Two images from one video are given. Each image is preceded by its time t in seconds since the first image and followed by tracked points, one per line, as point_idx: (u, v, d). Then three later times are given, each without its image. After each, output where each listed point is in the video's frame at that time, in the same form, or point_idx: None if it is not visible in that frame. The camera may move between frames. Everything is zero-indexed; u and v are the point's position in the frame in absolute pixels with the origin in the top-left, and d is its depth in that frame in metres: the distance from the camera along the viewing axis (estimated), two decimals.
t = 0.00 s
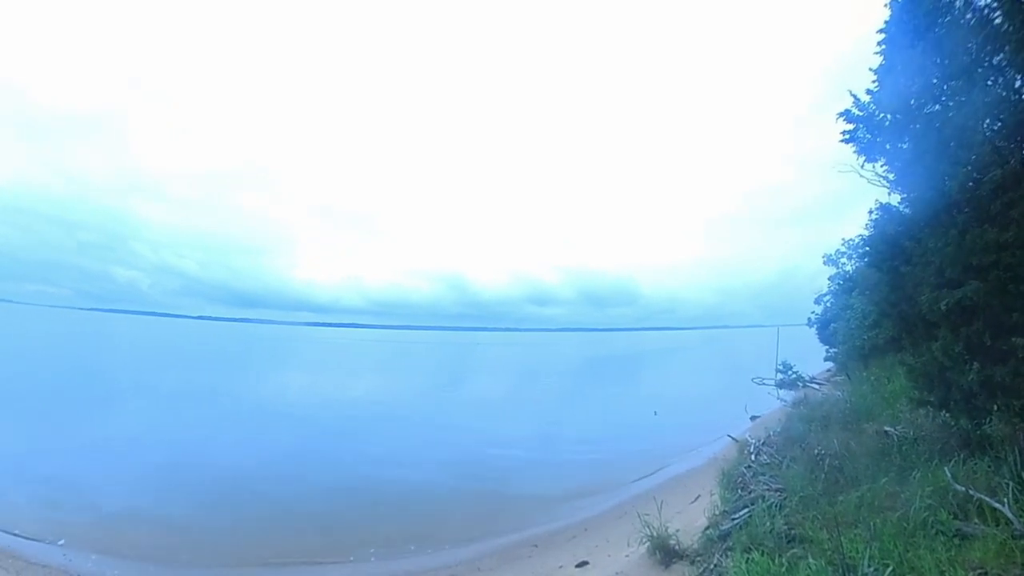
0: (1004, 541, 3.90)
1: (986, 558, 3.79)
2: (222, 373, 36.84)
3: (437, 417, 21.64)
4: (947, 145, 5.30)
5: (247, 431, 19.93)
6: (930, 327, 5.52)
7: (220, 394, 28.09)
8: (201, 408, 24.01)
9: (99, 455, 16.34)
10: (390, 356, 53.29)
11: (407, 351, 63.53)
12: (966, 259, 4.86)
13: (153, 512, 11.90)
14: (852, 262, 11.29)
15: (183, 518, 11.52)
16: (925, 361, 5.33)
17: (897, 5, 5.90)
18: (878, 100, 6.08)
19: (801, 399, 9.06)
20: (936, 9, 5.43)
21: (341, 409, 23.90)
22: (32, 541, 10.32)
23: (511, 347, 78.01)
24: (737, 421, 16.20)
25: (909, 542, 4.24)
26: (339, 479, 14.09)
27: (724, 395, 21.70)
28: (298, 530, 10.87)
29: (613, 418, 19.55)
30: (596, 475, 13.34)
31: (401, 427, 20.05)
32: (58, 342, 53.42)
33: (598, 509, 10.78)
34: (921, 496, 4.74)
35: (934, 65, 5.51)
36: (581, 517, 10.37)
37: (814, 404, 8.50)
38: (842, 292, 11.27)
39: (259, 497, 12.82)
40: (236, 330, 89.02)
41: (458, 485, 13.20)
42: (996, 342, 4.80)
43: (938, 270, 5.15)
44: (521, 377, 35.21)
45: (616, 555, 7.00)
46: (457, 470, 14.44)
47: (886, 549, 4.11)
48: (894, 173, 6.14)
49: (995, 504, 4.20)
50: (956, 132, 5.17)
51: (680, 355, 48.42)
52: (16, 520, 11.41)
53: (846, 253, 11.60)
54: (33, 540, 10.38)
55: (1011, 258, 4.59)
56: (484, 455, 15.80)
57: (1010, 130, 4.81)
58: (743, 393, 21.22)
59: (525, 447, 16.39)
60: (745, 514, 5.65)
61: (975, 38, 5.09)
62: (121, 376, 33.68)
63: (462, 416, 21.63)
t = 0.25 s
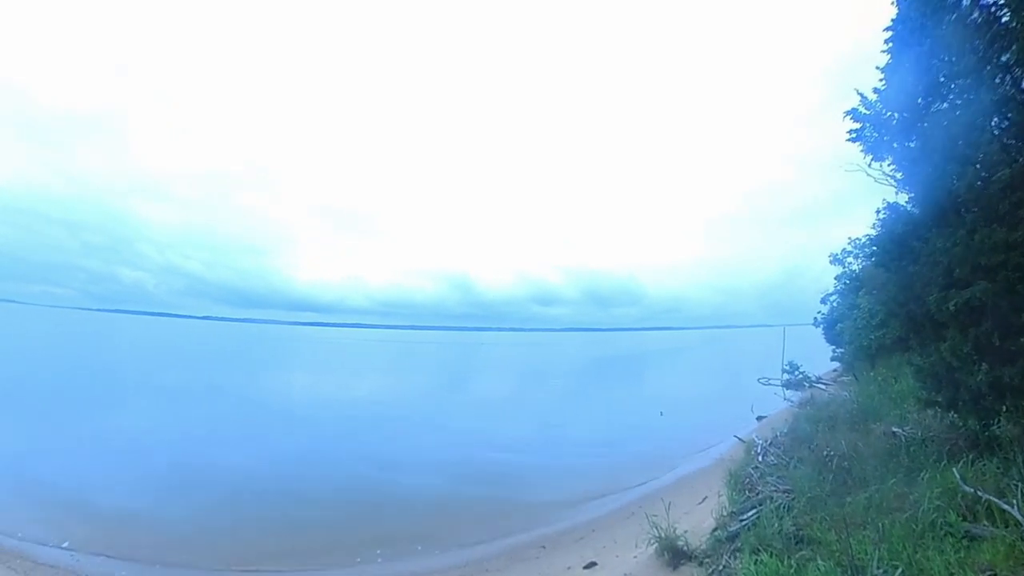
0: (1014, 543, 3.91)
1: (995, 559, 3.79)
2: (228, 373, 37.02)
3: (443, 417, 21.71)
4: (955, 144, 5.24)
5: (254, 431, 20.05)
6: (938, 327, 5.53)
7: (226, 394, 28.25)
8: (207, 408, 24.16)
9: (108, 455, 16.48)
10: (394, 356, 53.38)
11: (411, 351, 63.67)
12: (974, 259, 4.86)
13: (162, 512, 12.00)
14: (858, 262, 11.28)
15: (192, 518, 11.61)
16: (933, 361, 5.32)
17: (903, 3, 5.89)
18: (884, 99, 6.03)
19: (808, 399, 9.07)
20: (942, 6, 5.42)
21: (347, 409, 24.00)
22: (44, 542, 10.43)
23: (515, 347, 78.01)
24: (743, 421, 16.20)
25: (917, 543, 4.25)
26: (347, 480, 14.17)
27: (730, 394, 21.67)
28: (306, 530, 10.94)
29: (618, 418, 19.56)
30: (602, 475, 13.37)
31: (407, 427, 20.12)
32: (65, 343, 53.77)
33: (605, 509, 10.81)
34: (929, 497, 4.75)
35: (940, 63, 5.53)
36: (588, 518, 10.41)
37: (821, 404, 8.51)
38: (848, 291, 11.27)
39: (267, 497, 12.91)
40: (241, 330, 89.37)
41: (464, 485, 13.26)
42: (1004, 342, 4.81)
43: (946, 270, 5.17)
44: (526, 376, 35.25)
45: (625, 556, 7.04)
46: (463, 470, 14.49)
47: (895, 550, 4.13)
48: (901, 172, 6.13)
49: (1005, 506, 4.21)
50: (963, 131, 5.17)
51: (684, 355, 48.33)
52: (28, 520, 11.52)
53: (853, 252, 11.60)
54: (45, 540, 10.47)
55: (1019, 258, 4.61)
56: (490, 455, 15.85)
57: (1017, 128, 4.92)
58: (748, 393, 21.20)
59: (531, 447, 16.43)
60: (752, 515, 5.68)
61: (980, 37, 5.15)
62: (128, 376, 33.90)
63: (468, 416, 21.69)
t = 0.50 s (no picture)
0: None
1: (1004, 560, 3.78)
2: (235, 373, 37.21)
3: (450, 417, 21.80)
4: (965, 143, 5.25)
5: (262, 431, 20.20)
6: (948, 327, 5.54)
7: (234, 394, 28.44)
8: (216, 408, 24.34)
9: (119, 456, 16.65)
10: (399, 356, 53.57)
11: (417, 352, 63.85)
12: (984, 259, 4.88)
13: (174, 512, 12.14)
14: (866, 261, 11.27)
15: (203, 518, 11.73)
16: (942, 362, 5.33)
17: None
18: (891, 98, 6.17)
19: (816, 399, 9.08)
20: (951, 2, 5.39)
21: (355, 409, 24.13)
22: (59, 541, 10.58)
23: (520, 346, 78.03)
24: (750, 421, 16.20)
25: (926, 545, 4.26)
26: (355, 479, 14.29)
27: (736, 395, 21.63)
28: (316, 530, 11.05)
29: (625, 418, 19.58)
30: (609, 475, 13.42)
31: (414, 427, 20.23)
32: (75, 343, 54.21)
33: (613, 509, 10.84)
34: (938, 499, 4.76)
35: (949, 60, 5.55)
36: (596, 518, 10.46)
37: (829, 404, 8.51)
38: (856, 290, 11.26)
39: (276, 497, 13.02)
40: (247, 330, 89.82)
41: (472, 485, 13.33)
42: (1015, 342, 4.81)
43: (955, 269, 5.19)
44: (531, 376, 35.31)
45: (633, 556, 7.08)
46: (471, 470, 14.57)
47: (904, 552, 4.15)
48: (910, 170, 6.21)
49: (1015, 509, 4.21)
50: (972, 129, 5.17)
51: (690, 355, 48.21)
52: (42, 519, 11.68)
53: (860, 251, 11.59)
54: (60, 540, 10.63)
55: None
56: (498, 455, 15.92)
57: None
58: (756, 393, 21.16)
59: (538, 447, 16.49)
60: (761, 516, 5.70)
61: (990, 34, 5.10)
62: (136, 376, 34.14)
63: (474, 416, 21.78)
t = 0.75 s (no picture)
0: None
1: (1013, 562, 3.79)
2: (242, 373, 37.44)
3: (456, 417, 21.87)
4: (973, 140, 5.26)
5: (270, 431, 20.35)
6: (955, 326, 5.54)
7: (242, 394, 28.63)
8: (224, 408, 24.51)
9: (128, 455, 16.81)
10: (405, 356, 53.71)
11: (422, 352, 63.95)
12: (992, 258, 4.88)
13: (184, 511, 12.25)
14: (873, 260, 11.23)
15: (213, 518, 11.83)
16: (950, 362, 5.34)
17: None
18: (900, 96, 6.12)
19: (824, 399, 9.07)
20: None
21: (362, 409, 24.24)
22: (72, 541, 10.70)
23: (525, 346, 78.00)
24: (757, 421, 16.17)
25: (935, 546, 4.27)
26: (363, 479, 14.37)
27: (743, 395, 21.57)
28: (325, 529, 11.13)
29: (632, 418, 19.58)
30: (616, 475, 13.43)
31: (421, 427, 20.32)
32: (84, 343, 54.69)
33: (621, 509, 10.86)
34: (947, 500, 4.75)
35: (958, 56, 5.58)
36: (603, 518, 10.49)
37: (837, 404, 8.50)
38: (864, 289, 11.23)
39: (285, 496, 13.12)
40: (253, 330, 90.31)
41: (480, 484, 13.37)
42: None
43: (964, 268, 5.20)
44: (537, 376, 35.33)
45: (641, 556, 7.11)
46: (478, 470, 14.62)
47: (912, 552, 4.17)
48: (918, 168, 6.15)
49: None
50: (980, 126, 5.18)
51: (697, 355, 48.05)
52: (55, 518, 11.82)
53: (868, 249, 11.55)
54: (73, 539, 10.76)
55: None
56: (505, 454, 15.96)
57: None
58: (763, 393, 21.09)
59: (544, 446, 16.52)
60: (768, 516, 5.71)
61: (999, 31, 5.08)
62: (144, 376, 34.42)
63: (481, 416, 21.84)
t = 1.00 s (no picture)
0: None
1: None
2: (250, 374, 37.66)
3: (464, 417, 21.94)
4: (983, 135, 5.33)
5: (279, 431, 20.48)
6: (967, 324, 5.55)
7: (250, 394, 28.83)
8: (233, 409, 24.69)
9: (140, 455, 17.00)
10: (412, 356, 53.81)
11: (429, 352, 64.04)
12: (1004, 255, 4.85)
13: (195, 510, 12.38)
14: (883, 259, 11.18)
15: (224, 518, 11.95)
16: (962, 361, 5.33)
17: None
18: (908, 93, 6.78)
19: (833, 399, 9.05)
20: None
21: (370, 409, 24.36)
22: (86, 540, 10.84)
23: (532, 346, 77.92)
24: (765, 421, 16.11)
25: (946, 547, 4.26)
26: (372, 479, 14.46)
27: (752, 395, 21.49)
28: (335, 529, 11.22)
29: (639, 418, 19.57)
30: (624, 475, 13.44)
31: (429, 427, 20.40)
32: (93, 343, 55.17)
33: (629, 509, 10.88)
34: (958, 500, 4.73)
35: (969, 51, 5.57)
36: (612, 518, 10.50)
37: (846, 405, 8.47)
38: (873, 288, 11.20)
39: (296, 496, 13.23)
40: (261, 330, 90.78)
41: (488, 484, 13.42)
42: None
43: (975, 266, 5.17)
44: (544, 376, 35.31)
45: (650, 556, 7.13)
46: (486, 470, 14.65)
47: (923, 553, 4.16)
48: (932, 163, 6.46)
49: None
50: (990, 121, 5.24)
51: (704, 355, 47.81)
52: (69, 517, 11.97)
53: (877, 248, 11.51)
54: (87, 538, 10.90)
55: None
56: (513, 454, 16.02)
57: None
58: (771, 394, 21.00)
59: (552, 447, 16.55)
60: (778, 517, 5.72)
61: (1008, 26, 4.87)
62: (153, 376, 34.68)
63: (488, 415, 21.90)
